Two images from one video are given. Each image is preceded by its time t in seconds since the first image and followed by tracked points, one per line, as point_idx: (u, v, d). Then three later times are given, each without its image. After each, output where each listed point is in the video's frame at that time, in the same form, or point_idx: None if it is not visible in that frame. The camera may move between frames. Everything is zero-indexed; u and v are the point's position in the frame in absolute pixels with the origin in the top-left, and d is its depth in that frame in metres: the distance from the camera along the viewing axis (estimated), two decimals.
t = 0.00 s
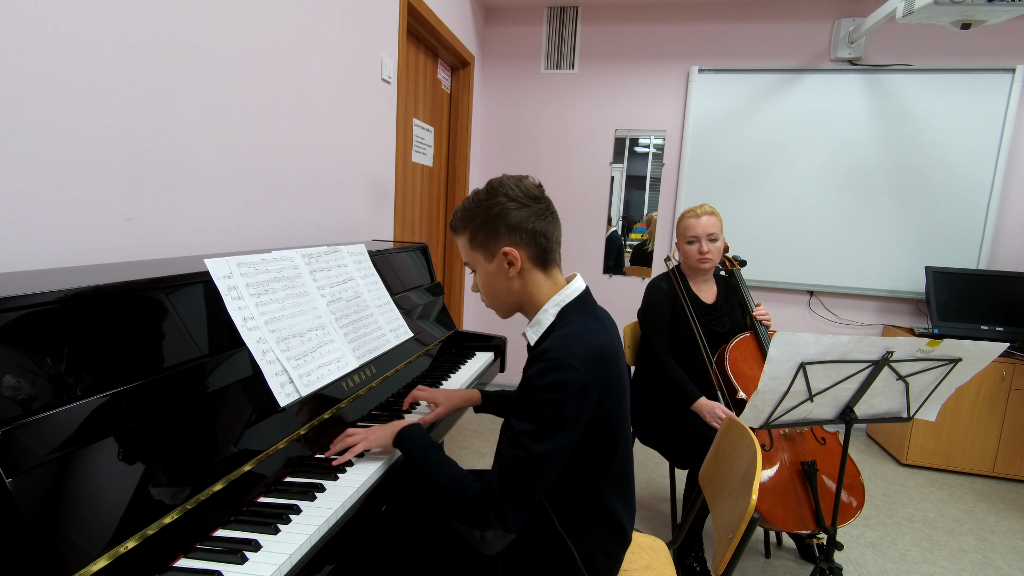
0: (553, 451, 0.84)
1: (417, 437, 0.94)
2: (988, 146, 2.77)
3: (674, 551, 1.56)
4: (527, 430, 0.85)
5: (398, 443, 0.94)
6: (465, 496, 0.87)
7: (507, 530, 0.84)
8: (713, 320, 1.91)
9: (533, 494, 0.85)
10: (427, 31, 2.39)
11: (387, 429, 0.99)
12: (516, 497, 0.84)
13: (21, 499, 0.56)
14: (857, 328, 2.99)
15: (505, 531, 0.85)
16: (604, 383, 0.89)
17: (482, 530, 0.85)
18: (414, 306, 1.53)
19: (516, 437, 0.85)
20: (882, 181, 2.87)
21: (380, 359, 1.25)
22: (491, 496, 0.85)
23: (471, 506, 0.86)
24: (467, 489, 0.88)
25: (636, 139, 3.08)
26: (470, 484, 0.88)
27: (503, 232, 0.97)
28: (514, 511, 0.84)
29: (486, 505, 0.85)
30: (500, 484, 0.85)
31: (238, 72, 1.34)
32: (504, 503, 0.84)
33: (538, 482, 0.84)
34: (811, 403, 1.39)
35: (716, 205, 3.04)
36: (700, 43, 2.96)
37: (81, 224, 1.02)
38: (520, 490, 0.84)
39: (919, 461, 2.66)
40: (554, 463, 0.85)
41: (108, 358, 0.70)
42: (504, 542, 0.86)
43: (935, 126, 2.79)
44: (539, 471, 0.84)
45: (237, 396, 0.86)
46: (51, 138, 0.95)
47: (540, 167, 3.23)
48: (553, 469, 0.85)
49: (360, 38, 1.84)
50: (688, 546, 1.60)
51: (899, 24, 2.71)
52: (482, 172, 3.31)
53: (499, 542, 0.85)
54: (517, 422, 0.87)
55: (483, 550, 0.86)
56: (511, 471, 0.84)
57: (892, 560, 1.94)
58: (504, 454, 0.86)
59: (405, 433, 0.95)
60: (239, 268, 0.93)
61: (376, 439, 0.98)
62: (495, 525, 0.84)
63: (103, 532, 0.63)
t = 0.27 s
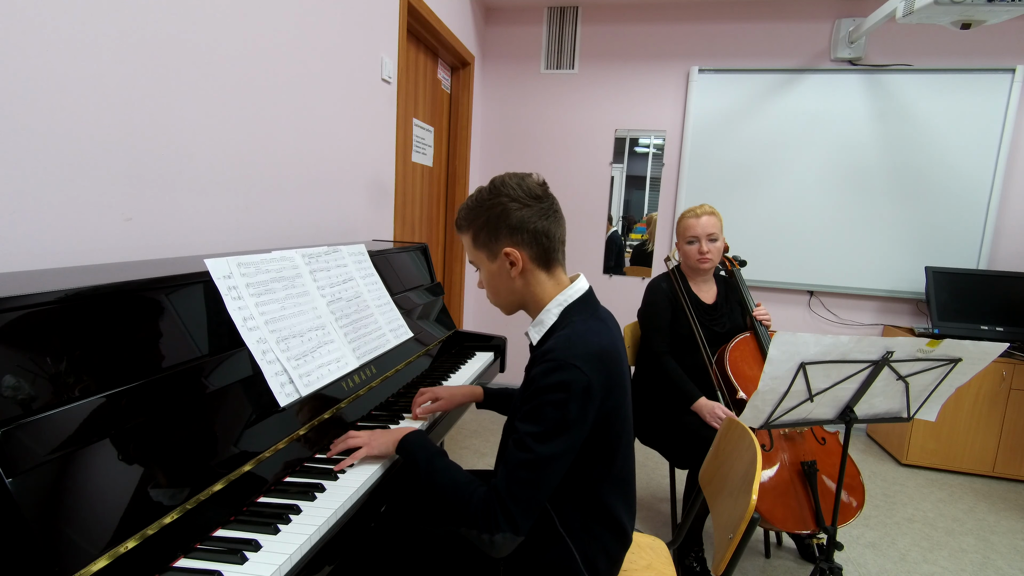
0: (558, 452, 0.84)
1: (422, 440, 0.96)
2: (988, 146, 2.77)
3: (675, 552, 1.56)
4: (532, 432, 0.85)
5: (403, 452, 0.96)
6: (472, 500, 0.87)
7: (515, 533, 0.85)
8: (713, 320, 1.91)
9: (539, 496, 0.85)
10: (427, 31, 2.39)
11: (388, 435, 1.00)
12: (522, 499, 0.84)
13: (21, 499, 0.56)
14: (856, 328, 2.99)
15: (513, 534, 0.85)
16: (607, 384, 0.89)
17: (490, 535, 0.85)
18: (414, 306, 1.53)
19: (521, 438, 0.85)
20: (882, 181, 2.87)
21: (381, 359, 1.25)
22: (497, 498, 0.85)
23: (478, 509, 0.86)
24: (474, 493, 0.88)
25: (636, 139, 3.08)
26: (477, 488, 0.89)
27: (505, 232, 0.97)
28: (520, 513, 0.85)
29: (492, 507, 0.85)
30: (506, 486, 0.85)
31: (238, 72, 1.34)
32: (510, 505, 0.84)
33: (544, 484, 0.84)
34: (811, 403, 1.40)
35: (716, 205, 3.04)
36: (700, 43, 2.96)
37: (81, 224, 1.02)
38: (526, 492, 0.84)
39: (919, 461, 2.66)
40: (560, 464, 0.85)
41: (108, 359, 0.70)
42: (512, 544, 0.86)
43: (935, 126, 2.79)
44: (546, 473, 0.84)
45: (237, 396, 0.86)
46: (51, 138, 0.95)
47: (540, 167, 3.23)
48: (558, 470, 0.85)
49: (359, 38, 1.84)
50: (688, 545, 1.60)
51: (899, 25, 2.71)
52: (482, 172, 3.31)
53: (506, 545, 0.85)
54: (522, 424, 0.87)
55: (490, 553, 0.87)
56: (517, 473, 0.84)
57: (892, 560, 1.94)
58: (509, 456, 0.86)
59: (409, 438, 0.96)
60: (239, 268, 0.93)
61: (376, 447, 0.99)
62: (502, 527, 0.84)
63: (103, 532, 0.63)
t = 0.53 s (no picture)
0: (559, 451, 0.84)
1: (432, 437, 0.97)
2: (988, 146, 2.77)
3: (674, 552, 1.56)
4: (533, 431, 0.85)
5: (409, 446, 0.98)
6: (479, 491, 0.88)
7: (519, 527, 0.85)
8: (713, 320, 1.91)
9: (541, 494, 0.85)
10: (427, 31, 2.39)
11: (397, 432, 1.01)
12: (522, 498, 0.84)
13: (21, 499, 0.56)
14: (857, 328, 2.99)
15: (518, 529, 0.85)
16: (607, 382, 0.89)
17: (495, 529, 0.85)
18: (414, 306, 1.53)
19: (521, 437, 0.85)
20: (882, 181, 2.87)
21: (381, 359, 1.25)
22: (501, 496, 0.85)
23: (481, 508, 0.86)
24: (480, 488, 0.88)
25: (636, 139, 3.08)
26: (483, 483, 0.89)
27: (504, 232, 0.97)
28: (524, 510, 0.85)
29: (496, 504, 0.85)
30: (508, 484, 0.85)
31: (238, 72, 1.33)
32: (513, 502, 0.84)
33: (546, 481, 0.84)
34: (811, 403, 1.40)
35: (716, 205, 3.04)
36: (700, 42, 2.96)
37: (81, 224, 1.02)
38: (528, 490, 0.84)
39: (919, 461, 2.66)
40: (561, 461, 0.85)
41: (108, 359, 0.70)
42: (517, 538, 0.86)
43: (935, 126, 2.79)
44: (549, 470, 0.84)
45: (236, 396, 0.86)
46: (51, 138, 0.95)
47: (540, 167, 3.23)
48: (560, 468, 0.85)
49: (360, 38, 1.84)
50: (688, 546, 1.60)
51: (899, 24, 2.71)
52: (482, 172, 3.31)
53: (512, 539, 0.85)
54: (522, 422, 0.86)
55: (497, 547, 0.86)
56: (519, 472, 0.84)
57: (892, 560, 1.94)
58: (510, 455, 0.86)
59: (416, 434, 0.98)
60: (239, 267, 0.93)
61: (386, 443, 1.01)
62: (507, 523, 0.84)
63: (103, 532, 0.63)
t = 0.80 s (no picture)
0: (563, 446, 0.84)
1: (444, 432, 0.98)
2: (988, 146, 2.77)
3: (675, 552, 1.56)
4: (539, 427, 0.84)
5: (423, 438, 0.99)
6: (493, 488, 0.88)
7: (537, 519, 0.86)
8: (713, 320, 1.91)
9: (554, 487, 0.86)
10: (427, 31, 2.39)
11: (409, 428, 1.04)
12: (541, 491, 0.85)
13: (21, 498, 0.56)
14: (857, 328, 2.99)
15: (535, 521, 0.86)
16: (605, 375, 0.89)
17: (513, 522, 0.87)
18: (414, 307, 1.53)
19: (527, 433, 0.85)
20: (882, 181, 2.87)
21: (381, 359, 1.25)
22: (517, 491, 0.86)
23: (499, 499, 0.87)
24: (494, 484, 0.88)
25: (636, 139, 3.08)
26: (495, 478, 0.89)
27: (501, 232, 0.97)
28: (541, 502, 0.86)
29: (514, 499, 0.86)
30: (522, 479, 0.85)
31: (238, 72, 1.33)
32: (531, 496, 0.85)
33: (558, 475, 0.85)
34: (811, 402, 1.40)
35: (716, 205, 3.04)
36: (700, 42, 2.96)
37: (80, 224, 1.02)
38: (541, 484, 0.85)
39: (919, 461, 2.66)
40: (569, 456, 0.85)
41: (108, 359, 0.70)
42: (535, 529, 0.87)
43: (935, 126, 2.79)
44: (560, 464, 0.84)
45: (236, 396, 0.86)
46: (50, 138, 0.95)
47: (540, 167, 3.23)
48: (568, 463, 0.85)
49: (359, 38, 1.84)
50: (688, 546, 1.60)
51: (900, 24, 2.71)
52: (482, 172, 3.31)
53: (530, 531, 0.87)
54: (526, 419, 0.86)
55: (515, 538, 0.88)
56: (529, 467, 0.85)
57: (892, 560, 1.94)
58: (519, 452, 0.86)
59: (428, 429, 0.99)
60: (239, 268, 0.93)
61: (399, 438, 1.03)
62: (526, 515, 0.86)
63: (103, 531, 0.63)
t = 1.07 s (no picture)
0: (564, 435, 0.84)
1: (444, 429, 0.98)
2: (988, 146, 2.77)
3: (675, 552, 1.56)
4: (540, 416, 0.84)
5: (421, 439, 0.98)
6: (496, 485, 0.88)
7: (540, 511, 0.86)
8: (713, 320, 1.91)
9: (556, 478, 0.86)
10: (427, 31, 2.39)
11: (407, 429, 1.02)
12: (543, 481, 0.85)
13: (21, 498, 0.56)
14: (857, 328, 2.99)
15: (538, 512, 0.86)
16: (603, 367, 0.89)
17: (516, 515, 0.86)
18: (414, 307, 1.53)
19: (529, 422, 0.85)
20: (882, 181, 2.87)
21: (381, 359, 1.25)
22: (519, 483, 0.86)
23: (501, 495, 0.87)
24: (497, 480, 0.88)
25: (637, 139, 3.08)
26: (498, 474, 0.89)
27: (502, 233, 0.97)
28: (543, 492, 0.85)
29: (516, 491, 0.86)
30: (524, 470, 0.85)
31: (238, 73, 1.33)
32: (531, 486, 0.85)
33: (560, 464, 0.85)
34: (811, 403, 1.40)
35: (716, 205, 3.04)
36: (700, 42, 2.96)
37: (80, 225, 1.02)
38: (545, 473, 0.85)
39: (919, 461, 2.66)
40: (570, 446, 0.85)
41: (108, 359, 0.70)
42: (537, 522, 0.87)
43: (935, 126, 2.79)
44: (559, 454, 0.84)
45: (236, 396, 0.86)
46: (50, 138, 0.95)
47: (540, 168, 3.23)
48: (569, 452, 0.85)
49: (359, 38, 1.84)
50: (688, 546, 1.60)
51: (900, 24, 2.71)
52: (482, 172, 3.31)
53: (531, 524, 0.86)
54: (526, 409, 0.86)
55: (517, 532, 0.87)
56: (531, 457, 0.85)
57: (892, 560, 1.94)
58: (520, 443, 0.86)
59: (427, 428, 0.98)
60: (239, 268, 0.93)
61: (399, 440, 1.01)
62: (528, 507, 0.85)
63: (104, 531, 0.63)
